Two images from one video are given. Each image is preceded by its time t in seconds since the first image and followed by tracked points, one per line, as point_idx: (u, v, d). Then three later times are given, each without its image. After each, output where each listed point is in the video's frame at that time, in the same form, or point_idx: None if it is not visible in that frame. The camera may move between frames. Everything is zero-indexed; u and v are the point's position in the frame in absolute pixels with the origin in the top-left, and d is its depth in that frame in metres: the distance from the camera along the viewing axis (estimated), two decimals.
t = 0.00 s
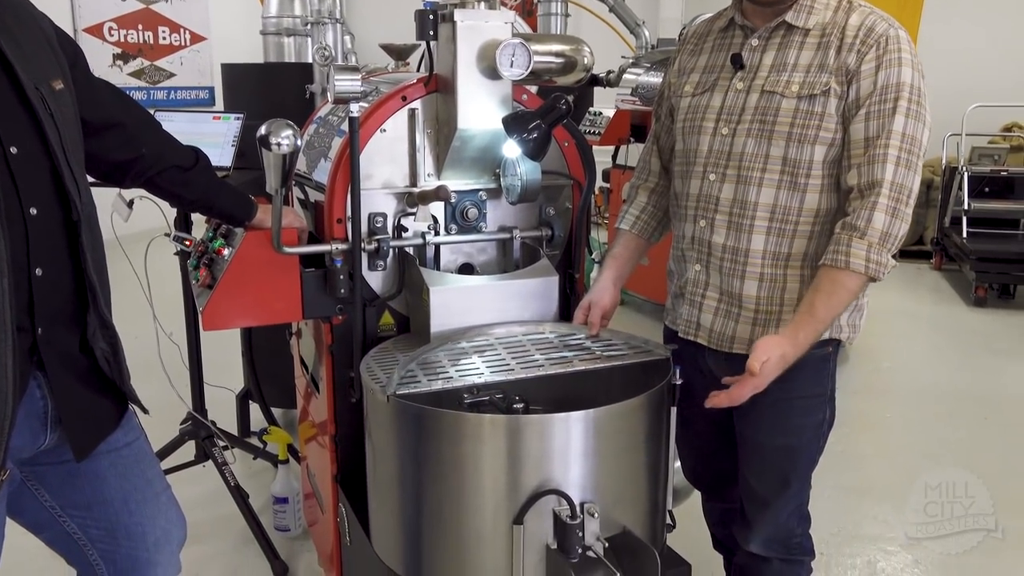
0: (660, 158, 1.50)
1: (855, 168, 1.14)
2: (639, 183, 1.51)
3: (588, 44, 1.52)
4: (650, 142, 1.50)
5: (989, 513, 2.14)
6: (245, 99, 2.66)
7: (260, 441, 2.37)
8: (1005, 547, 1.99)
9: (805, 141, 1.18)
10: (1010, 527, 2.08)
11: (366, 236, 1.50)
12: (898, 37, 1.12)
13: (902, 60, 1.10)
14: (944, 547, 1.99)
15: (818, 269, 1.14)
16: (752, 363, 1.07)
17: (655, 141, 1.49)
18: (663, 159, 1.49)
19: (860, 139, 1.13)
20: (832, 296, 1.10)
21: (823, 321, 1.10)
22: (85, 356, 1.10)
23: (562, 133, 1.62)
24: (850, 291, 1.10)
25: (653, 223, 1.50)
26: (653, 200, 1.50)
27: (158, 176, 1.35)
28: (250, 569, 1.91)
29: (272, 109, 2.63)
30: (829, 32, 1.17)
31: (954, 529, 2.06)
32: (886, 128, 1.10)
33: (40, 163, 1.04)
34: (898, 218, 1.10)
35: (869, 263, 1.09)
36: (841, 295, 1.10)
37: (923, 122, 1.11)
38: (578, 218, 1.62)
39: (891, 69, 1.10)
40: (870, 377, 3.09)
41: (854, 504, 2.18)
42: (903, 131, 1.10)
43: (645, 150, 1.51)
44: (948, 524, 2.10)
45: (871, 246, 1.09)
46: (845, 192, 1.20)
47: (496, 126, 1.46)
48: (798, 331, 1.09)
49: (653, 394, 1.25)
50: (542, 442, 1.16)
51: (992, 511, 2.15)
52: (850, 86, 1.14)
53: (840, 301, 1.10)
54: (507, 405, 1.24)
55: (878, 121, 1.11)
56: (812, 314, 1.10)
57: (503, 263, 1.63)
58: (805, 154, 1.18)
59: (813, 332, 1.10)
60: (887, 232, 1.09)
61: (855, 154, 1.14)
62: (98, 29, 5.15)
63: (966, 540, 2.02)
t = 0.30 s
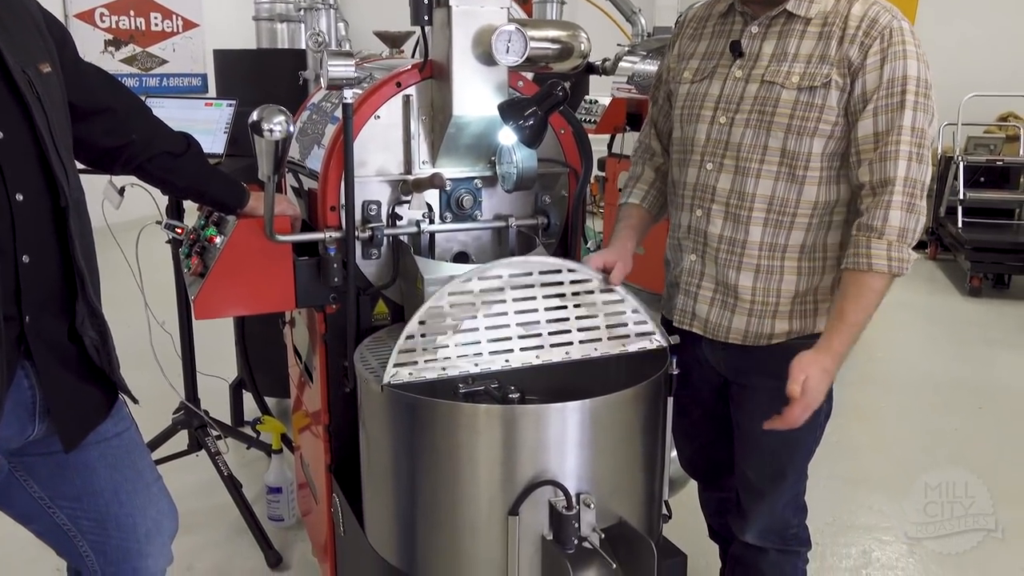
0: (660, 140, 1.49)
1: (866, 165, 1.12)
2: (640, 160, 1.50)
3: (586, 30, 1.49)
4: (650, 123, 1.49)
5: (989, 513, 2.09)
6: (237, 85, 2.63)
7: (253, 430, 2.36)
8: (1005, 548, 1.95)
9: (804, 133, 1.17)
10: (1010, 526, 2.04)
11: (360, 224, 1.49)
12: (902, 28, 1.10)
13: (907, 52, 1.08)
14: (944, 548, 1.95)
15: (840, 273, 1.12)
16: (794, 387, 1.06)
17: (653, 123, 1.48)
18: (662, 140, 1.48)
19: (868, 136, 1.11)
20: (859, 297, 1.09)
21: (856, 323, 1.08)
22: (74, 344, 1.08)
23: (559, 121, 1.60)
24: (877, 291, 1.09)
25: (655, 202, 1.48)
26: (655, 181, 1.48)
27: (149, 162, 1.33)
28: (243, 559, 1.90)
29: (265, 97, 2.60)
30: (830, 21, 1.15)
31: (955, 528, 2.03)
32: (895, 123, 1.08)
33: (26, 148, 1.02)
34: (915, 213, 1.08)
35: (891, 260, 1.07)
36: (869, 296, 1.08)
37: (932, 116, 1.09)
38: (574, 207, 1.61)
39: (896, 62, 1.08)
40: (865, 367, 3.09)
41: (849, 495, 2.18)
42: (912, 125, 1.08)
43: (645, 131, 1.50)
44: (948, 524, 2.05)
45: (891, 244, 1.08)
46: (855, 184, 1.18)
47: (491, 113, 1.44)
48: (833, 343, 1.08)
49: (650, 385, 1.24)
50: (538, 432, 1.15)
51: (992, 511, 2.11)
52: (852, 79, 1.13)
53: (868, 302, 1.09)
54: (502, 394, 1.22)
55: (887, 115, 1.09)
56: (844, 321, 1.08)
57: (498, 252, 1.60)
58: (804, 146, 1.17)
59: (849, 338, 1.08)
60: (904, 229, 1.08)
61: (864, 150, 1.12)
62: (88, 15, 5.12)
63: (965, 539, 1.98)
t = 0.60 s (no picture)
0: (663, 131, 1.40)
1: (883, 155, 1.11)
2: (636, 159, 1.40)
3: (582, 14, 1.47)
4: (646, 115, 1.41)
5: (990, 514, 2.03)
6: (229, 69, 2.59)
7: (246, 419, 2.34)
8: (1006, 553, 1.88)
9: (819, 124, 1.15)
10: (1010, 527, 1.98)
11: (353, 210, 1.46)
12: (917, 14, 1.08)
13: (922, 38, 1.07)
14: (944, 548, 1.89)
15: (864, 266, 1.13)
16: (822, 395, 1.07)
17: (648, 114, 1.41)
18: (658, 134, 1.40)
19: (885, 126, 1.10)
20: (886, 291, 1.09)
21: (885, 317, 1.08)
22: (61, 331, 1.06)
23: (555, 106, 1.56)
24: (902, 282, 1.09)
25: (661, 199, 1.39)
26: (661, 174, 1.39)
27: (137, 146, 1.30)
28: (236, 547, 1.89)
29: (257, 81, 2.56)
30: (842, 7, 1.13)
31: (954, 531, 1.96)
32: (912, 111, 1.07)
33: (10, 130, 0.99)
34: (933, 200, 1.08)
35: (916, 251, 1.07)
36: (895, 287, 1.09)
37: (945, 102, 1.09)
38: (571, 194, 1.57)
39: (913, 48, 1.07)
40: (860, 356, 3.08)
41: (844, 484, 2.17)
42: (929, 113, 1.07)
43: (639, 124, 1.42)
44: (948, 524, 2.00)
45: (914, 235, 1.08)
46: (866, 173, 1.18)
47: (488, 98, 1.42)
48: (860, 346, 1.08)
49: (647, 373, 1.23)
50: (533, 421, 1.13)
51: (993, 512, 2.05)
52: (869, 67, 1.11)
53: (895, 293, 1.09)
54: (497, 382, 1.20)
55: (906, 103, 1.07)
56: (873, 315, 1.09)
57: (494, 239, 1.59)
58: (819, 136, 1.16)
59: (880, 332, 1.08)
60: (924, 217, 1.08)
61: (881, 137, 1.11)
62: None
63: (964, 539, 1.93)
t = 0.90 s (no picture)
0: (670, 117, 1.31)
1: (903, 138, 1.11)
2: (642, 154, 1.30)
3: None
4: (649, 100, 1.31)
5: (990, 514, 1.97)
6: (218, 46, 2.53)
7: (236, 402, 2.31)
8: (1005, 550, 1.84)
9: (845, 108, 1.13)
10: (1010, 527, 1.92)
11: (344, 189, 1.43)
12: None
13: (941, 16, 1.07)
14: (945, 549, 1.83)
15: (885, 248, 1.14)
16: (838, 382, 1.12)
17: (649, 98, 1.31)
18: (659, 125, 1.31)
19: (907, 106, 1.10)
20: (910, 272, 1.11)
21: (911, 296, 1.11)
22: (42, 310, 1.03)
23: (552, 84, 1.54)
24: (925, 263, 1.11)
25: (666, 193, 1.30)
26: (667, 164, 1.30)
27: (121, 121, 1.22)
28: (226, 531, 1.87)
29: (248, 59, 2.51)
30: None
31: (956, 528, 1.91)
32: (932, 93, 1.07)
33: None
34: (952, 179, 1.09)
35: (941, 232, 1.09)
36: (920, 268, 1.11)
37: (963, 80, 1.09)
38: (568, 174, 1.55)
39: (933, 27, 1.07)
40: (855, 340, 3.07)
41: (838, 469, 2.17)
42: (949, 92, 1.07)
43: (643, 112, 1.32)
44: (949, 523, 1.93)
45: (937, 215, 1.09)
46: (883, 157, 1.18)
47: (483, 75, 1.39)
48: (886, 330, 1.10)
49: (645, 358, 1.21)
50: (528, 405, 1.11)
51: (994, 512, 1.98)
52: (893, 49, 1.10)
53: (919, 275, 1.11)
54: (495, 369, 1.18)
55: (927, 85, 1.07)
56: (897, 297, 1.11)
57: (489, 219, 1.56)
58: (846, 122, 1.14)
59: (908, 313, 1.11)
60: (945, 197, 1.09)
61: (902, 120, 1.11)
62: None
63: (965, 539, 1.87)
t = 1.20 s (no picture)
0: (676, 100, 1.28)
1: (908, 112, 1.09)
2: (636, 134, 1.27)
3: None
4: (648, 79, 1.28)
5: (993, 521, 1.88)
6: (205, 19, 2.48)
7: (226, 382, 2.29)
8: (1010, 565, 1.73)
9: (852, 84, 1.11)
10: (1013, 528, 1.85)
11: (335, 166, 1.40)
12: None
13: None
14: (945, 550, 1.77)
15: (892, 226, 1.12)
16: (855, 363, 1.16)
17: (648, 76, 1.28)
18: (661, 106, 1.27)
19: (914, 81, 1.07)
20: (917, 251, 1.10)
21: (924, 275, 1.10)
22: (23, 291, 1.00)
23: (547, 60, 1.51)
24: (934, 240, 1.10)
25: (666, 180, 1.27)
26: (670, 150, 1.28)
27: (104, 97, 1.14)
28: (216, 513, 1.85)
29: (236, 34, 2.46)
30: None
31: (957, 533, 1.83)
32: (942, 67, 1.05)
33: None
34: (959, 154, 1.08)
35: (949, 209, 1.07)
36: (929, 246, 1.10)
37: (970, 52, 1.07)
38: (562, 152, 1.52)
39: None
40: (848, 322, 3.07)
41: (832, 451, 2.16)
42: (957, 65, 1.05)
43: (647, 91, 1.28)
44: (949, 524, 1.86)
45: (944, 191, 1.07)
46: (887, 133, 1.16)
47: (477, 51, 1.36)
48: (896, 312, 1.10)
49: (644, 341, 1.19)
50: (522, 389, 1.09)
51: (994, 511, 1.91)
52: (900, 23, 1.07)
53: (927, 253, 1.10)
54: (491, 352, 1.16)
55: (935, 58, 1.05)
56: (906, 277, 1.10)
57: (482, 197, 1.53)
58: (852, 98, 1.11)
59: (918, 295, 1.10)
60: (951, 172, 1.07)
61: (909, 95, 1.08)
62: None
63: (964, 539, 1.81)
